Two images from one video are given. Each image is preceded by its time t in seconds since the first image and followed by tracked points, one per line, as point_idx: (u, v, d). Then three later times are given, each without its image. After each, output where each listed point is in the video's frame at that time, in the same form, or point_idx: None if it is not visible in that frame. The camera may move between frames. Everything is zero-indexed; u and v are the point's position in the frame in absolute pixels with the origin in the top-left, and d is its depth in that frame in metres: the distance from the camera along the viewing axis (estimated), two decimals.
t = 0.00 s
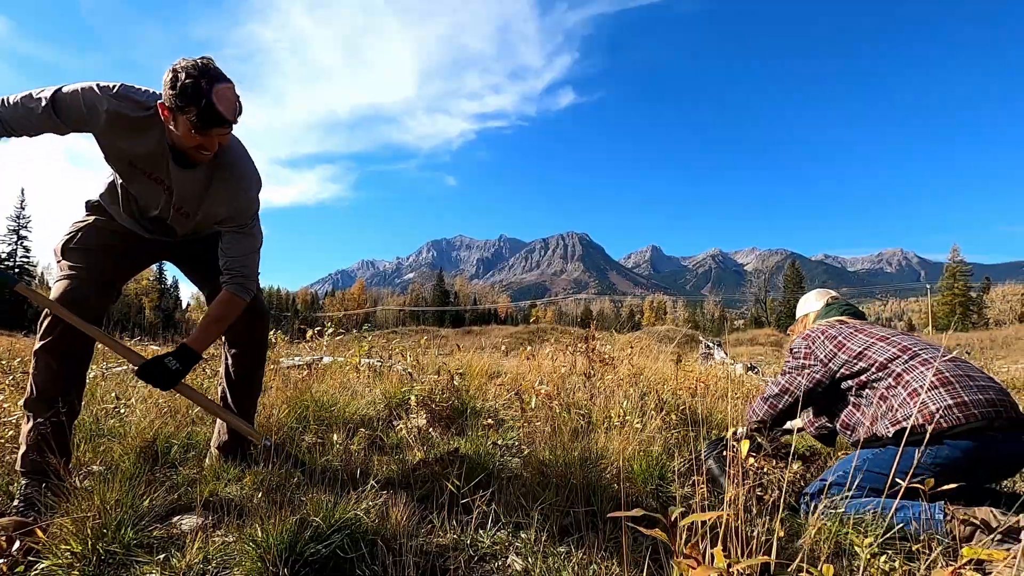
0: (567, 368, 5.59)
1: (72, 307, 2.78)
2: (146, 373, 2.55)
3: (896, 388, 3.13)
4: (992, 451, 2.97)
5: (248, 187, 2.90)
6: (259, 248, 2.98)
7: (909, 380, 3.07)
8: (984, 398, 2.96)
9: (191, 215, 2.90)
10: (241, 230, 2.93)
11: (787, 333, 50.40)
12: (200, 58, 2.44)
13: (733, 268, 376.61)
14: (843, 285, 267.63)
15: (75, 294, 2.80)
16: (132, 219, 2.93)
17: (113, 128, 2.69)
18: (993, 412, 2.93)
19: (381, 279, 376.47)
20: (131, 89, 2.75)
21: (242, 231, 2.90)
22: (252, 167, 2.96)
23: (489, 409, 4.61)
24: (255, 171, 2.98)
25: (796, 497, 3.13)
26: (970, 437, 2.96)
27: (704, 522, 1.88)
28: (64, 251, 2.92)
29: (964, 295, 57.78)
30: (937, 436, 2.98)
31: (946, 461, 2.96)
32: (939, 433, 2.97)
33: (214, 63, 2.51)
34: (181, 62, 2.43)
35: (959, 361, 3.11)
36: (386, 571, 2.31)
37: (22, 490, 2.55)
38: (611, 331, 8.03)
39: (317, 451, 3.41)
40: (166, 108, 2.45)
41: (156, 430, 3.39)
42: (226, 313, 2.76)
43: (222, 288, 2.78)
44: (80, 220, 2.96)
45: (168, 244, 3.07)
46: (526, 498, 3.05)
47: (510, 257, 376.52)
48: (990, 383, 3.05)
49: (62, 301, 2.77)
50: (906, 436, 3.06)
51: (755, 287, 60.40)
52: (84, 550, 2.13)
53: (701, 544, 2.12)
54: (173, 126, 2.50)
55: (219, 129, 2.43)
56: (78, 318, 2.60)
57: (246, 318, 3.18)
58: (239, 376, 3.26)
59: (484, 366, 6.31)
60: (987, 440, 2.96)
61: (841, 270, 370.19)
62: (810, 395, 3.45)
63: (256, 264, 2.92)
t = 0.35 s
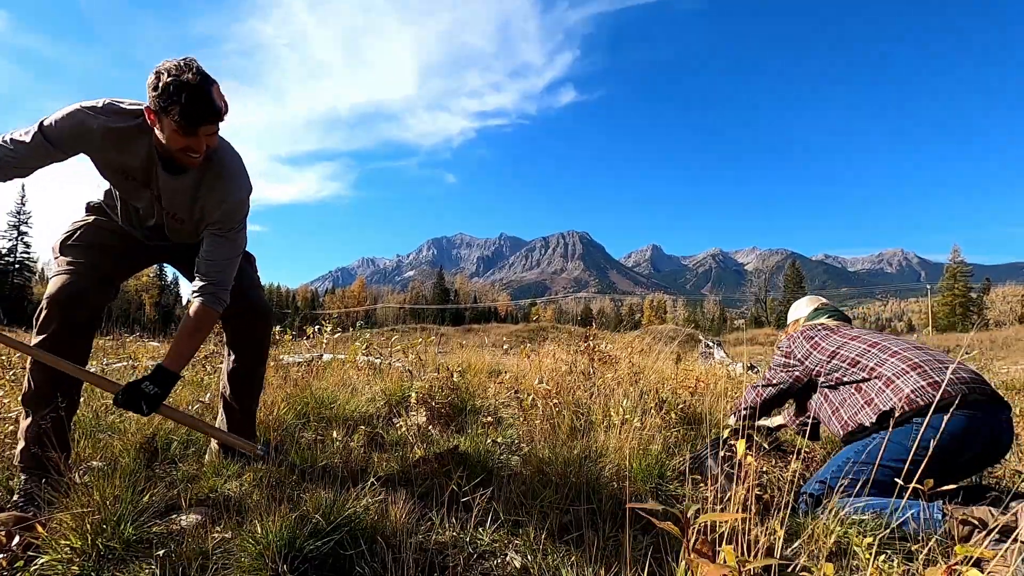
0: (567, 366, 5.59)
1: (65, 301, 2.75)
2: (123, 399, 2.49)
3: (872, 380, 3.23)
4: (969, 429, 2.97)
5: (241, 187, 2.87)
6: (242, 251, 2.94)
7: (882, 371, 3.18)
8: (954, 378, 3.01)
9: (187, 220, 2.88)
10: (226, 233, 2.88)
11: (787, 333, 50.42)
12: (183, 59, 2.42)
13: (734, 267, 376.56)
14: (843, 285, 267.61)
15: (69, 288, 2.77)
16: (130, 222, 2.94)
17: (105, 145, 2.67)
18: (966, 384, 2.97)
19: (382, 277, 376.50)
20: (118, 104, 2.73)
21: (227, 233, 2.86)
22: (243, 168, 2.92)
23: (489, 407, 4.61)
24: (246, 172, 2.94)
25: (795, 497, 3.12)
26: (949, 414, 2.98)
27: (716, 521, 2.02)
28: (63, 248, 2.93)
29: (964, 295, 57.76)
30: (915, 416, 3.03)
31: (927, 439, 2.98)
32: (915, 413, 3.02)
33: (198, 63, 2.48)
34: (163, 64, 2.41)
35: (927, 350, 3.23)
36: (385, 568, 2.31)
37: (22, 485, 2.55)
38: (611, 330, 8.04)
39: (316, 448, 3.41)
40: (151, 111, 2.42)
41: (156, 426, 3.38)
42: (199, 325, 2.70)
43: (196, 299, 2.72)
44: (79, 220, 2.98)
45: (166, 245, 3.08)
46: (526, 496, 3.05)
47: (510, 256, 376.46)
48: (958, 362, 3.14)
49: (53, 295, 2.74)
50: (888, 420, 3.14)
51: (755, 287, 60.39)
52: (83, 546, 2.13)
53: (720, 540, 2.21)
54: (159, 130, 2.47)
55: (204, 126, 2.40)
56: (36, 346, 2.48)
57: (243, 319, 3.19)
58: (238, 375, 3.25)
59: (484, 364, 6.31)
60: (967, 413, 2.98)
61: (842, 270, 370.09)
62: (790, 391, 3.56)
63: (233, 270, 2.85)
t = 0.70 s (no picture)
0: (570, 363, 5.59)
1: (68, 298, 2.75)
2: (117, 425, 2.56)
3: (860, 380, 3.25)
4: (959, 417, 2.93)
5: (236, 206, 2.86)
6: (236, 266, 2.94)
7: (867, 369, 3.23)
8: (936, 365, 3.09)
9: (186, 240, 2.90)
10: (221, 249, 2.88)
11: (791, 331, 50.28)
12: (159, 82, 2.40)
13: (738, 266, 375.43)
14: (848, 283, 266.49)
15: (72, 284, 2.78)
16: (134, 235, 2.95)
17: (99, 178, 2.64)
18: (947, 372, 3.04)
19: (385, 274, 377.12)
20: (106, 133, 2.69)
21: (222, 251, 2.87)
22: (237, 185, 2.90)
23: (491, 404, 4.62)
24: (240, 188, 2.92)
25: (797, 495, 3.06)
26: (927, 400, 2.99)
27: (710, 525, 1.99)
28: (72, 245, 2.95)
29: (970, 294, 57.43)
30: (898, 405, 3.03)
31: (909, 432, 2.96)
32: (901, 401, 3.05)
33: (175, 85, 2.46)
34: (142, 90, 2.39)
35: (908, 346, 3.32)
36: (388, 564, 2.31)
37: (27, 479, 2.56)
38: (615, 327, 8.03)
39: (320, 443, 3.42)
40: (134, 139, 2.42)
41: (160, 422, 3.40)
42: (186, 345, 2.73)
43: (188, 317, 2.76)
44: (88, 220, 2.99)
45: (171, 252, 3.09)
46: (529, 493, 3.05)
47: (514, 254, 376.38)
48: (939, 355, 3.22)
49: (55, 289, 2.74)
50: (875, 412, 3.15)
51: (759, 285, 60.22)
52: (88, 540, 2.15)
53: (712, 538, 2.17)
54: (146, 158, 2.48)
55: (185, 152, 2.39)
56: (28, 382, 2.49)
57: (250, 321, 3.22)
58: (245, 375, 3.26)
59: (487, 361, 6.32)
60: (943, 399, 2.97)
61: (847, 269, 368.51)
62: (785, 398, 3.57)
63: (226, 285, 2.88)
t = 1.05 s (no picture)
0: (576, 365, 5.59)
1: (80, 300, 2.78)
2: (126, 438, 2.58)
3: (862, 383, 3.21)
4: (966, 419, 2.91)
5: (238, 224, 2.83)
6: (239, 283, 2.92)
7: (870, 373, 3.19)
8: (939, 367, 3.06)
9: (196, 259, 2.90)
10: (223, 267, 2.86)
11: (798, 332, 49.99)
12: (143, 110, 2.39)
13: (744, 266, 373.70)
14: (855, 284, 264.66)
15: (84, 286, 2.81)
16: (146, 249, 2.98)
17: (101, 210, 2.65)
18: (950, 374, 3.01)
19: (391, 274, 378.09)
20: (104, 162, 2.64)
21: (223, 269, 2.82)
22: (235, 199, 2.83)
23: (498, 404, 4.61)
24: (238, 203, 2.85)
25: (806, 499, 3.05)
26: (932, 402, 2.96)
27: (736, 523, 2.01)
28: (88, 249, 2.98)
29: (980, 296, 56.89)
30: (903, 408, 3.01)
31: (915, 433, 2.94)
32: (904, 405, 3.01)
33: (161, 111, 2.46)
34: (127, 120, 2.39)
35: (910, 348, 3.28)
36: (394, 565, 2.31)
37: (36, 478, 2.59)
38: (622, 328, 8.01)
39: (327, 445, 3.42)
40: (126, 170, 2.43)
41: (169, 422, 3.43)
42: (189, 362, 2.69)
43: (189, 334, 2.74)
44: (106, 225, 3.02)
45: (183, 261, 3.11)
46: (535, 494, 3.05)
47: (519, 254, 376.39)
48: (942, 356, 3.18)
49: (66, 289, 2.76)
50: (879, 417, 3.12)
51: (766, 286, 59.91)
52: (98, 539, 2.17)
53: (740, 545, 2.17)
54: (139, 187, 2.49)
55: (174, 179, 2.38)
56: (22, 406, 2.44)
57: (264, 325, 3.25)
58: (255, 378, 3.27)
59: (493, 362, 6.31)
60: (948, 399, 2.94)
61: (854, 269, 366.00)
62: (789, 402, 3.55)
63: (229, 304, 2.87)
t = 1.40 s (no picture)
0: (578, 363, 5.59)
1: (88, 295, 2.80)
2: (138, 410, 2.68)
3: (864, 380, 3.21)
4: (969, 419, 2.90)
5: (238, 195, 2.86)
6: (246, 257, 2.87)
7: (872, 370, 3.18)
8: (943, 366, 3.03)
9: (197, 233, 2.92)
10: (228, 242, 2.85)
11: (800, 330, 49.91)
12: (141, 78, 2.40)
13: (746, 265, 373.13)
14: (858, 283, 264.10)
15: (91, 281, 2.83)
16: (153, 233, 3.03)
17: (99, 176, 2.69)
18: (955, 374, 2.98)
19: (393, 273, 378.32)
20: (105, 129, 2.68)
21: (227, 242, 2.81)
22: (235, 170, 2.88)
23: (499, 403, 4.61)
24: (238, 174, 2.88)
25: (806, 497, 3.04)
26: (935, 402, 2.93)
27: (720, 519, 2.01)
28: (94, 245, 3.00)
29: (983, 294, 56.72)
30: (906, 407, 2.99)
31: (918, 432, 2.91)
32: (907, 403, 3.00)
33: (159, 79, 2.47)
34: (126, 87, 2.40)
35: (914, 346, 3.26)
36: (396, 562, 2.32)
37: (39, 474, 2.59)
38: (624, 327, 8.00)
39: (329, 442, 3.43)
40: (126, 137, 2.46)
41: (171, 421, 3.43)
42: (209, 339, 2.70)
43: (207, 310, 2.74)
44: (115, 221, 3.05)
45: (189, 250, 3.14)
46: (536, 493, 3.05)
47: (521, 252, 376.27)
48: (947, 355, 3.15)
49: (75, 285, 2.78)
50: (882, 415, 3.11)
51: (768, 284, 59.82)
52: (101, 536, 2.18)
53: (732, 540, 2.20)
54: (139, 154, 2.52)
55: (174, 146, 2.41)
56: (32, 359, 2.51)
57: (268, 322, 3.26)
58: (256, 373, 3.27)
59: (494, 360, 6.31)
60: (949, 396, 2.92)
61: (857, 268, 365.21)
62: (790, 399, 3.58)
63: (239, 280, 2.84)
